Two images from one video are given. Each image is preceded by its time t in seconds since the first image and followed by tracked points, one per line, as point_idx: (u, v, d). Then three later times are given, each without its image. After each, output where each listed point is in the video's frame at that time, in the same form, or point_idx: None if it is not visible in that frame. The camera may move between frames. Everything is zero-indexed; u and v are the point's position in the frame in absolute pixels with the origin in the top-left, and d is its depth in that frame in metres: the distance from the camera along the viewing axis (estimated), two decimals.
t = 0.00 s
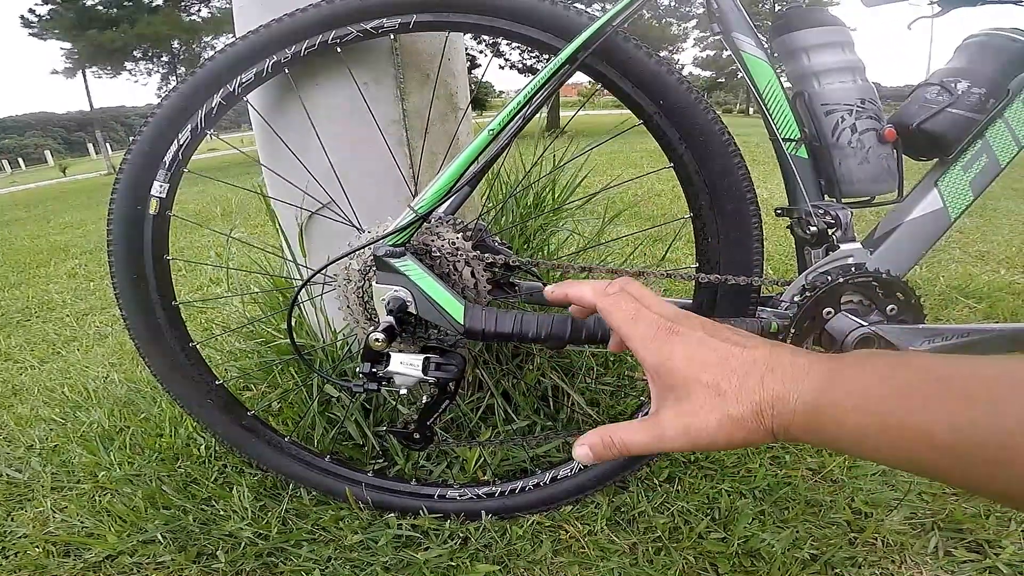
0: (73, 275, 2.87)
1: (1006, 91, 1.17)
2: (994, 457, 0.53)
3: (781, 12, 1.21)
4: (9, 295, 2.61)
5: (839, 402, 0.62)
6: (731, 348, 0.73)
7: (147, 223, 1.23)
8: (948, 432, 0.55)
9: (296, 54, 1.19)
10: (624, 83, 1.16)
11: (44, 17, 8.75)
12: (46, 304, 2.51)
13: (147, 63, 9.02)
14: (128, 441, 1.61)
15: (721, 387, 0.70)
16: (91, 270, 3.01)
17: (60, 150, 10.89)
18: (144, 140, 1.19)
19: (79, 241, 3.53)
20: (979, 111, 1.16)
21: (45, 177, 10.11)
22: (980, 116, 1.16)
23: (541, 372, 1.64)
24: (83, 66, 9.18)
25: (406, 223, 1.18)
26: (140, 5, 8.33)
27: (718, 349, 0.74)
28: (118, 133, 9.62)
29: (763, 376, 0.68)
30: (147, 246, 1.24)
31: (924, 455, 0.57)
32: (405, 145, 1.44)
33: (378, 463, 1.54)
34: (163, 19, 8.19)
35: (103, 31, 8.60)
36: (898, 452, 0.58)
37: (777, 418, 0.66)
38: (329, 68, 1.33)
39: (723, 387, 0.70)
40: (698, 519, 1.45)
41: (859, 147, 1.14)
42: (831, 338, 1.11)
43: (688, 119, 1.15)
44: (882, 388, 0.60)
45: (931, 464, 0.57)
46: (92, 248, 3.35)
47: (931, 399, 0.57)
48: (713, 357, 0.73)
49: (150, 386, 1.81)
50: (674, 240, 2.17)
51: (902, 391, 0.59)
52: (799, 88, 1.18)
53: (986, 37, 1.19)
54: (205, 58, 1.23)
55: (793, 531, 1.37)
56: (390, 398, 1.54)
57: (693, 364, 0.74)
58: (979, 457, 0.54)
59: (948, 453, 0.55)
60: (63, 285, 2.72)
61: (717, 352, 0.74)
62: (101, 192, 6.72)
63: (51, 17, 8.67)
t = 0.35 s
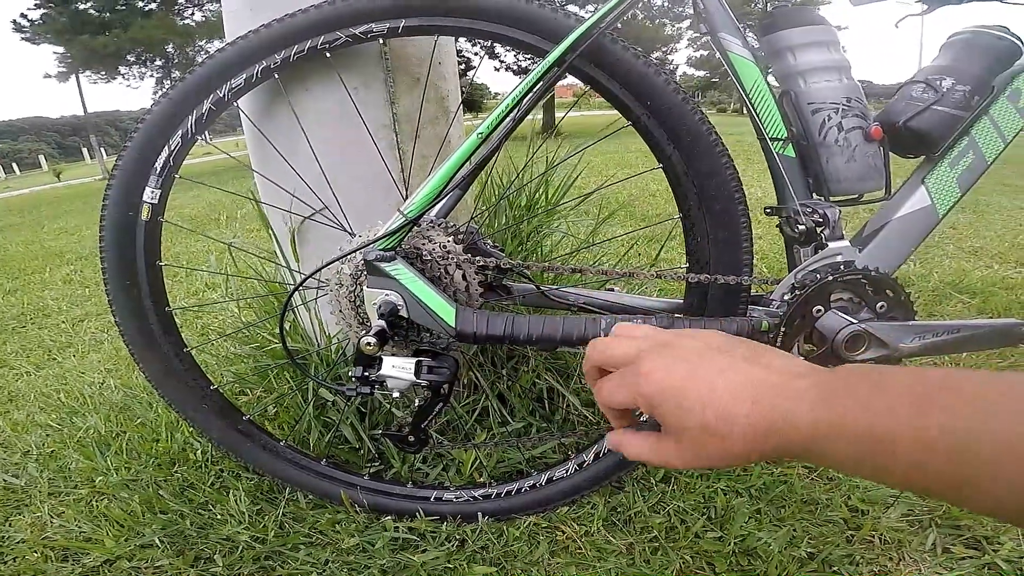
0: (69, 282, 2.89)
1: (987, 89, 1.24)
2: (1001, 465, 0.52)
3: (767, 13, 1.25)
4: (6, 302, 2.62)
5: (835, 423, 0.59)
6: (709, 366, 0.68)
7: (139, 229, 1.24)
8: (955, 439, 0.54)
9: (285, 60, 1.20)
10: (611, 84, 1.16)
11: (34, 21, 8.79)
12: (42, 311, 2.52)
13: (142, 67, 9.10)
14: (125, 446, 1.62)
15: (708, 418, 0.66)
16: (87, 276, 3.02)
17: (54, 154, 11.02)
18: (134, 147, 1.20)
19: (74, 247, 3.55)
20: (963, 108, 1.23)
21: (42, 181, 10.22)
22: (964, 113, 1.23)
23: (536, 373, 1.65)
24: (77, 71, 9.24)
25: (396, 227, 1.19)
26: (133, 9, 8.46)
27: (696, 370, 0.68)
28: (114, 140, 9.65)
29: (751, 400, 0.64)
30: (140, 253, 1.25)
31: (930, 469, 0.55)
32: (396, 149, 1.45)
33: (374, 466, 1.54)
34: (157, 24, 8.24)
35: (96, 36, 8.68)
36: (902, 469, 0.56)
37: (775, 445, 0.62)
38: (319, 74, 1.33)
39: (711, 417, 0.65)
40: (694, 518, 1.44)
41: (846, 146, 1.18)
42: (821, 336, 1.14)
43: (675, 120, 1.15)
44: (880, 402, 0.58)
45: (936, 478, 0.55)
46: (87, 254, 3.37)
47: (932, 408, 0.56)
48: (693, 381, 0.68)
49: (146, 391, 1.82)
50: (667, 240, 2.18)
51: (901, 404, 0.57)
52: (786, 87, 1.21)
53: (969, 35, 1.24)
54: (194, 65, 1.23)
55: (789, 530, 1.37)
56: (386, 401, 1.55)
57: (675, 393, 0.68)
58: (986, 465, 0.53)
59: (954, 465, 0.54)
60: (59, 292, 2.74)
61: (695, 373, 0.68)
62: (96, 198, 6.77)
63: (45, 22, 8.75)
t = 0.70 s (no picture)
0: (64, 284, 2.89)
1: (977, 90, 1.27)
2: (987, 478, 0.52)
3: (759, 15, 1.27)
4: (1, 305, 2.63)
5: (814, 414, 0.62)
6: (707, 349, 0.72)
7: (134, 232, 1.24)
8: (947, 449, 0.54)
9: (279, 63, 1.20)
10: (605, 87, 1.17)
11: (30, 24, 8.81)
12: (37, 314, 2.52)
13: (138, 71, 9.07)
14: (120, 449, 1.62)
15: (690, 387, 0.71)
16: (82, 278, 3.02)
17: (50, 156, 10.99)
18: (129, 151, 1.20)
19: (69, 250, 3.55)
20: (953, 109, 1.25)
21: (38, 185, 10.20)
22: (954, 114, 1.25)
23: (532, 376, 1.65)
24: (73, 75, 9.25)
25: (390, 230, 1.19)
26: (130, 11, 8.47)
27: (691, 346, 0.74)
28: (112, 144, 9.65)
29: (733, 378, 0.69)
30: (135, 256, 1.26)
31: (909, 473, 0.56)
32: (391, 152, 1.46)
33: (370, 468, 1.54)
34: (153, 26, 8.26)
35: (91, 38, 8.68)
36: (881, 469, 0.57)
37: (751, 424, 0.65)
38: (314, 77, 1.34)
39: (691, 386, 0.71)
40: (690, 520, 1.44)
41: (837, 147, 1.19)
42: (815, 337, 1.15)
43: (668, 122, 1.15)
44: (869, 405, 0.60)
45: (915, 483, 0.56)
46: (82, 257, 3.37)
47: (925, 417, 0.56)
48: (681, 353, 0.74)
49: (141, 394, 1.82)
50: (663, 242, 2.18)
51: (891, 408, 0.59)
52: (777, 89, 1.23)
53: (958, 38, 1.27)
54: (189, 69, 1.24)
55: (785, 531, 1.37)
56: (382, 403, 1.55)
57: (657, 359, 0.75)
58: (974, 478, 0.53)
59: (938, 473, 0.54)
60: (55, 295, 2.74)
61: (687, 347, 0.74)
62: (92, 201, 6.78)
63: (40, 25, 8.75)
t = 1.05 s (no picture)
0: (59, 285, 2.87)
1: (975, 93, 1.27)
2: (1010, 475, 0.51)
3: (759, 16, 1.26)
4: None
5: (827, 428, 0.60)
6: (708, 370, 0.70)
7: (129, 232, 1.23)
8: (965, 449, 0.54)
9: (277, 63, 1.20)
10: (604, 88, 1.17)
11: (27, 23, 8.78)
12: (32, 314, 2.51)
13: (134, 70, 9.04)
14: (115, 450, 1.61)
15: (700, 415, 0.67)
16: (77, 278, 3.01)
17: (47, 157, 10.94)
18: (124, 150, 1.20)
19: (63, 251, 3.54)
20: (952, 112, 1.25)
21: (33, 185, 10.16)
22: (953, 117, 1.26)
23: (529, 377, 1.65)
24: (69, 74, 9.23)
25: (388, 230, 1.18)
26: (127, 10, 8.49)
27: (696, 364, 0.72)
28: (108, 143, 9.58)
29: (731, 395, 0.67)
30: (131, 256, 1.25)
31: (931, 476, 0.55)
32: (389, 153, 1.45)
33: (367, 470, 1.54)
34: (150, 25, 8.24)
35: (89, 37, 8.66)
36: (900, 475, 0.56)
37: (763, 447, 0.62)
38: (311, 77, 1.33)
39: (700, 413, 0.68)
40: (687, 521, 1.44)
41: (835, 149, 1.20)
42: (811, 339, 1.15)
43: (667, 124, 1.15)
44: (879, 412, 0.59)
45: (939, 488, 0.54)
46: (76, 258, 3.36)
47: (939, 419, 0.56)
48: (685, 373, 0.72)
49: (137, 395, 1.81)
50: (660, 244, 2.18)
51: (902, 413, 0.58)
52: (776, 91, 1.24)
53: (958, 39, 1.26)
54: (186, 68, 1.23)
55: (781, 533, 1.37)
56: (378, 404, 1.54)
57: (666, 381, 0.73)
58: (997, 477, 0.52)
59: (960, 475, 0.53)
60: (49, 296, 2.73)
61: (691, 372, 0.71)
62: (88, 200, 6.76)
63: (35, 23, 8.72)
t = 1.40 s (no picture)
0: (54, 288, 2.87)
1: (964, 94, 1.28)
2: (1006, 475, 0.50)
3: (748, 19, 1.27)
4: None
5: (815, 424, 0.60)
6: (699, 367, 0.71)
7: (123, 235, 1.24)
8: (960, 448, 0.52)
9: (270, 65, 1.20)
10: (595, 89, 1.17)
11: (25, 25, 8.79)
12: (27, 317, 2.51)
13: (131, 72, 9.04)
14: (110, 452, 1.61)
15: (685, 407, 0.70)
16: (72, 281, 3.01)
17: (40, 158, 10.92)
18: (118, 153, 1.20)
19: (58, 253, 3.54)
20: (941, 113, 1.26)
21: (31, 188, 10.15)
22: (942, 118, 1.26)
23: (524, 378, 1.65)
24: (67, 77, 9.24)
25: (381, 232, 1.18)
26: (122, 12, 8.52)
27: (687, 360, 0.73)
28: (105, 145, 9.58)
29: (723, 391, 0.68)
30: (125, 258, 1.25)
31: (926, 477, 0.54)
32: (383, 155, 1.46)
33: (362, 471, 1.54)
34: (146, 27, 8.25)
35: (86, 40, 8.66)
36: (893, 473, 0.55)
37: (748, 440, 0.64)
38: (304, 80, 1.34)
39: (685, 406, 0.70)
40: (682, 522, 1.45)
41: (826, 150, 1.20)
42: (804, 340, 1.16)
43: (659, 126, 1.16)
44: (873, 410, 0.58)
45: (935, 489, 0.53)
46: (72, 261, 3.36)
47: (934, 418, 0.55)
48: (676, 369, 0.73)
49: (132, 397, 1.81)
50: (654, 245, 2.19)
51: (897, 411, 0.57)
52: (767, 93, 1.24)
53: (949, 40, 1.27)
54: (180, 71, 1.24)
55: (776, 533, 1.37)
56: (373, 406, 1.55)
57: (654, 378, 0.74)
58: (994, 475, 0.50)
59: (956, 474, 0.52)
60: (44, 298, 2.73)
61: (678, 365, 0.73)
62: (86, 203, 6.76)
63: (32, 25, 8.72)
